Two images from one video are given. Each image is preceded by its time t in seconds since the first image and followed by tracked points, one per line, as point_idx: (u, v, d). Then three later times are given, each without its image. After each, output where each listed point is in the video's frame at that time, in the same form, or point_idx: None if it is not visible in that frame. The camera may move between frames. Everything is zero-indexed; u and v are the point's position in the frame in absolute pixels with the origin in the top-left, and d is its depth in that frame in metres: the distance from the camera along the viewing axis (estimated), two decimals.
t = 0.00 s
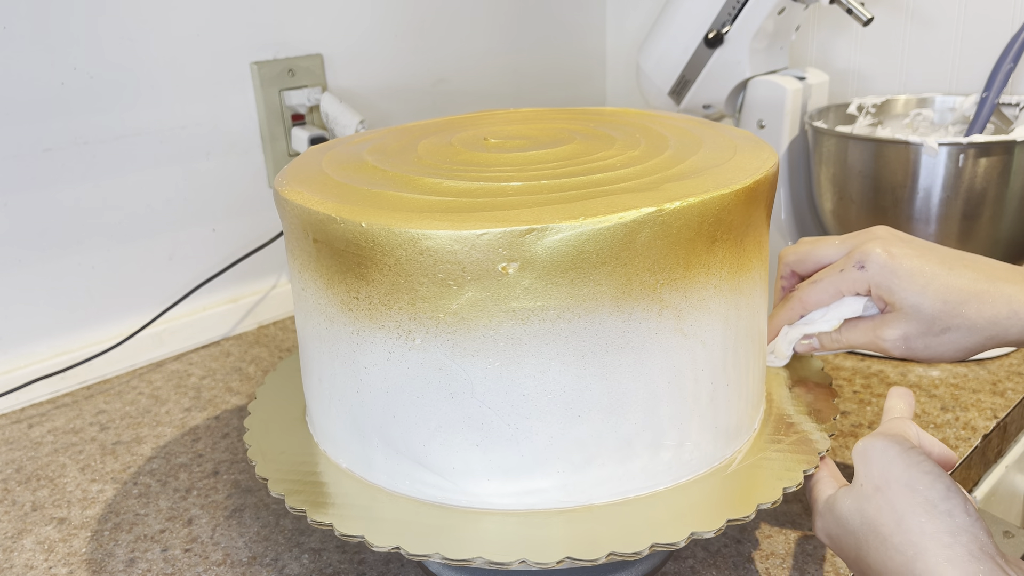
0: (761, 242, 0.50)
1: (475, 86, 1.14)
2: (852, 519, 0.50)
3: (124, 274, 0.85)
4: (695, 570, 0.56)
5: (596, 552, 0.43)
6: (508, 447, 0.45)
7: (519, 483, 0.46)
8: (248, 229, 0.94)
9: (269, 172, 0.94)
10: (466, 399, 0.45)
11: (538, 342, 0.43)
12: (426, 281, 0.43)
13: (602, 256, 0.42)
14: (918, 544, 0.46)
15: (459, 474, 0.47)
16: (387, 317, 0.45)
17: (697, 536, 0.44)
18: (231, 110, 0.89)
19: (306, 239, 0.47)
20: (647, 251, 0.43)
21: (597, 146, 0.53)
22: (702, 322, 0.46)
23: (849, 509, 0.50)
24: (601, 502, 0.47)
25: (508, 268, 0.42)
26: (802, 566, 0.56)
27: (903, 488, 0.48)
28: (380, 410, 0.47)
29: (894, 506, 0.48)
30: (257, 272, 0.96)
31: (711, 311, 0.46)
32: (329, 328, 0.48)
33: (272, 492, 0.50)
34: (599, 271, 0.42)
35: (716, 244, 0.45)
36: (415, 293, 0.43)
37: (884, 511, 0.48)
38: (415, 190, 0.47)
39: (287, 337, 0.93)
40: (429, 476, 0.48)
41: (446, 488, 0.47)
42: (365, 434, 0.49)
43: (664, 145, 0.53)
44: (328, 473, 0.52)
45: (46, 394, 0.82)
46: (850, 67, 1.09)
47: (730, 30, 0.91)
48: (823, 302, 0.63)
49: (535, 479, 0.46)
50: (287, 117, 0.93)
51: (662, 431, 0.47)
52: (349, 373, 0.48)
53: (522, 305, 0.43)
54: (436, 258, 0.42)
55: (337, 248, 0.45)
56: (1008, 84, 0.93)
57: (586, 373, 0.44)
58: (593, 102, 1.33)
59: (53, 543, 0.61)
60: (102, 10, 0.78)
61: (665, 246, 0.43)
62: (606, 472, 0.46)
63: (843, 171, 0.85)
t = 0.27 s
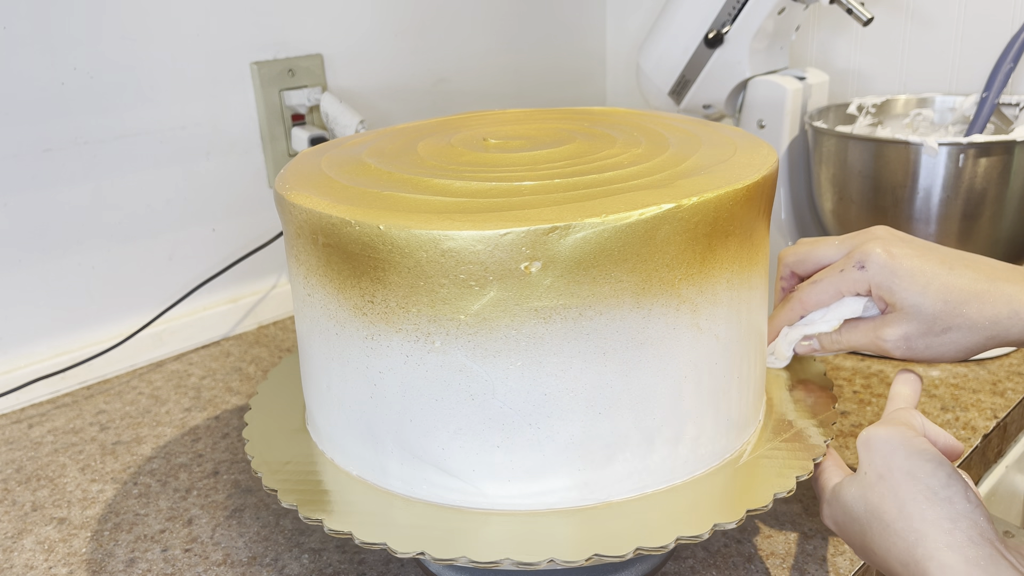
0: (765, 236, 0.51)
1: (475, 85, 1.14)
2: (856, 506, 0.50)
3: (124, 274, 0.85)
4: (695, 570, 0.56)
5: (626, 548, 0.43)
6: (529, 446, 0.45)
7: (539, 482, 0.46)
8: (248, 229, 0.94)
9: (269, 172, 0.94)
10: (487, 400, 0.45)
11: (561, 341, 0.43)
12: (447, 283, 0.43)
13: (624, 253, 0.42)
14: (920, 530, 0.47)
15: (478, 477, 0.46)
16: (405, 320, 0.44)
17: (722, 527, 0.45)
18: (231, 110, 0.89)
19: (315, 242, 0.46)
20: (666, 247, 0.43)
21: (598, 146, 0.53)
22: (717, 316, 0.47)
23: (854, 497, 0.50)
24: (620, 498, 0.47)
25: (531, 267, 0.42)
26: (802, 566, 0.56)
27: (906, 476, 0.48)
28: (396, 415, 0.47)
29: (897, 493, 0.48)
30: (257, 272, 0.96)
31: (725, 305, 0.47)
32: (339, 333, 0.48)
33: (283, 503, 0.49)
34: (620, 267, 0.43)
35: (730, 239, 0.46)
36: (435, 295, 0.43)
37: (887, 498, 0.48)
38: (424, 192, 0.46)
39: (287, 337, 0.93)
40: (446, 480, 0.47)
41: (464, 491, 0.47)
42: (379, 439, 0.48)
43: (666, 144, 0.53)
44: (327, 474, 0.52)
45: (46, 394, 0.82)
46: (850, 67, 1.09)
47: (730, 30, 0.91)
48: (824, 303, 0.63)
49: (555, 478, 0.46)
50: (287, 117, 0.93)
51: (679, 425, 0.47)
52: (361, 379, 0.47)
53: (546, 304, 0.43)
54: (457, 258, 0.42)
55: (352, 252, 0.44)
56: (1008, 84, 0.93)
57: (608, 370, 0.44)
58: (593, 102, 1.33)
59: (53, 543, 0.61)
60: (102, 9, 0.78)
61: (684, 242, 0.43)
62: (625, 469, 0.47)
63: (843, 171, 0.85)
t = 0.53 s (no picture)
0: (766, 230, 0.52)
1: (475, 85, 1.14)
2: (857, 494, 0.51)
3: (124, 274, 0.85)
4: (695, 570, 0.56)
5: (652, 542, 0.43)
6: (550, 445, 0.45)
7: (559, 481, 0.46)
8: (248, 229, 0.94)
9: (269, 172, 0.94)
10: (508, 401, 0.44)
11: (583, 339, 0.43)
12: (469, 284, 0.42)
13: (644, 250, 0.43)
14: (915, 517, 0.48)
15: (499, 478, 0.46)
16: (424, 323, 0.44)
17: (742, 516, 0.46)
18: (231, 110, 0.89)
19: (323, 247, 0.46)
20: (684, 242, 0.44)
21: (598, 146, 0.53)
22: (729, 309, 0.48)
23: (854, 486, 0.52)
24: (638, 494, 0.48)
25: (553, 266, 0.42)
26: (802, 566, 0.56)
27: (902, 464, 0.49)
28: (412, 419, 0.46)
29: (893, 480, 0.49)
30: (257, 272, 0.96)
31: (735, 298, 0.48)
32: (350, 339, 0.47)
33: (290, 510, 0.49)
34: (641, 264, 0.43)
35: (740, 234, 0.47)
36: (454, 296, 0.43)
37: (884, 485, 0.49)
38: (430, 192, 0.46)
39: (287, 337, 0.93)
40: (466, 483, 0.47)
41: (483, 493, 0.47)
42: (394, 445, 0.48)
43: (667, 143, 0.54)
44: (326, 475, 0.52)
45: (46, 394, 0.82)
46: (850, 67, 1.09)
47: (729, 30, 0.91)
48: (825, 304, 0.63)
49: (576, 476, 0.46)
50: (287, 117, 0.93)
51: (694, 418, 0.48)
52: (374, 384, 0.47)
53: (568, 302, 0.43)
54: (478, 259, 0.42)
55: (369, 256, 0.43)
56: (1008, 84, 0.93)
57: (629, 366, 0.45)
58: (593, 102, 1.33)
59: (53, 543, 0.61)
60: (102, 10, 0.78)
61: (700, 237, 0.44)
62: (643, 465, 0.47)
63: (843, 171, 0.85)
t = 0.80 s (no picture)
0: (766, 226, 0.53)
1: (475, 85, 1.14)
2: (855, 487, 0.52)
3: (124, 274, 0.85)
4: (695, 570, 0.56)
5: (669, 538, 0.44)
6: (563, 444, 0.45)
7: (572, 480, 0.46)
8: (248, 229, 0.94)
9: (269, 172, 0.94)
10: (521, 401, 0.44)
11: (596, 337, 0.44)
12: (482, 283, 0.42)
13: (656, 247, 0.43)
14: (913, 508, 0.48)
15: (511, 479, 0.46)
16: (435, 324, 0.44)
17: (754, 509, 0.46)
18: (231, 110, 0.89)
19: (331, 249, 0.45)
20: (694, 239, 0.44)
21: (599, 146, 0.53)
22: (735, 305, 0.48)
23: (852, 479, 0.52)
24: (649, 491, 0.48)
25: (567, 265, 0.42)
26: (802, 566, 0.56)
27: (900, 458, 0.49)
28: (423, 422, 0.46)
29: (891, 474, 0.49)
30: (257, 272, 0.96)
31: (741, 294, 0.49)
32: (358, 342, 0.47)
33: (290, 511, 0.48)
34: (652, 261, 0.43)
35: (745, 230, 0.47)
36: (466, 296, 0.43)
37: (882, 478, 0.50)
38: (434, 193, 0.46)
39: (287, 337, 0.93)
40: (478, 484, 0.47)
41: (495, 495, 0.47)
42: (404, 448, 0.47)
43: (666, 141, 0.54)
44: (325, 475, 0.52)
45: (46, 394, 0.82)
46: (850, 67, 1.09)
47: (730, 30, 0.91)
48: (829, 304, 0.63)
49: (588, 475, 0.46)
50: (287, 117, 0.93)
51: (702, 413, 0.49)
52: (383, 387, 0.46)
53: (581, 301, 0.43)
54: (492, 259, 0.41)
55: (380, 257, 0.43)
56: (1008, 84, 0.93)
57: (640, 363, 0.45)
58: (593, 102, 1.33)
59: (53, 543, 0.61)
60: (102, 10, 0.78)
61: (709, 234, 0.45)
62: (654, 462, 0.47)
63: (843, 171, 0.85)
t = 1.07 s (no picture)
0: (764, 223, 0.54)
1: (475, 85, 1.14)
2: (852, 478, 0.52)
3: (124, 274, 0.85)
4: (695, 570, 0.56)
5: (685, 533, 0.44)
6: (578, 442, 0.45)
7: (585, 478, 0.46)
8: (248, 229, 0.94)
9: (269, 172, 0.94)
10: (536, 400, 0.44)
11: (610, 334, 0.44)
12: (499, 284, 0.42)
13: (668, 244, 0.43)
14: (910, 496, 0.48)
15: (526, 479, 0.46)
16: (450, 325, 0.43)
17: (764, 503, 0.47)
18: (231, 110, 0.89)
19: (340, 250, 0.45)
20: (705, 236, 0.45)
21: (599, 145, 0.53)
22: (741, 300, 0.49)
23: (849, 471, 0.52)
24: (660, 487, 0.48)
25: (582, 263, 0.42)
26: (802, 566, 0.56)
27: (895, 446, 0.50)
28: (437, 423, 0.46)
29: (885, 461, 0.50)
30: (256, 272, 0.96)
31: (746, 290, 0.49)
32: (368, 345, 0.46)
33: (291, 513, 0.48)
34: (665, 259, 0.44)
35: (750, 227, 0.48)
36: (481, 297, 0.43)
37: (877, 467, 0.50)
38: (440, 194, 0.46)
39: (287, 337, 0.93)
40: (492, 485, 0.47)
41: (508, 495, 0.47)
42: (416, 451, 0.47)
43: (667, 140, 0.54)
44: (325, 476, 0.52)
45: (46, 394, 0.82)
46: (850, 67, 1.09)
47: (729, 30, 0.91)
48: (879, 259, 0.59)
49: (602, 473, 0.46)
50: (287, 117, 0.93)
51: (710, 409, 0.49)
52: (395, 389, 0.46)
53: (596, 299, 0.43)
54: (508, 259, 0.41)
55: (393, 260, 0.43)
56: (1008, 84, 0.93)
57: (653, 359, 0.45)
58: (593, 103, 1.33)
59: (53, 543, 0.61)
60: (102, 10, 0.78)
61: (718, 231, 0.45)
62: (664, 459, 0.48)
63: (843, 171, 0.85)
